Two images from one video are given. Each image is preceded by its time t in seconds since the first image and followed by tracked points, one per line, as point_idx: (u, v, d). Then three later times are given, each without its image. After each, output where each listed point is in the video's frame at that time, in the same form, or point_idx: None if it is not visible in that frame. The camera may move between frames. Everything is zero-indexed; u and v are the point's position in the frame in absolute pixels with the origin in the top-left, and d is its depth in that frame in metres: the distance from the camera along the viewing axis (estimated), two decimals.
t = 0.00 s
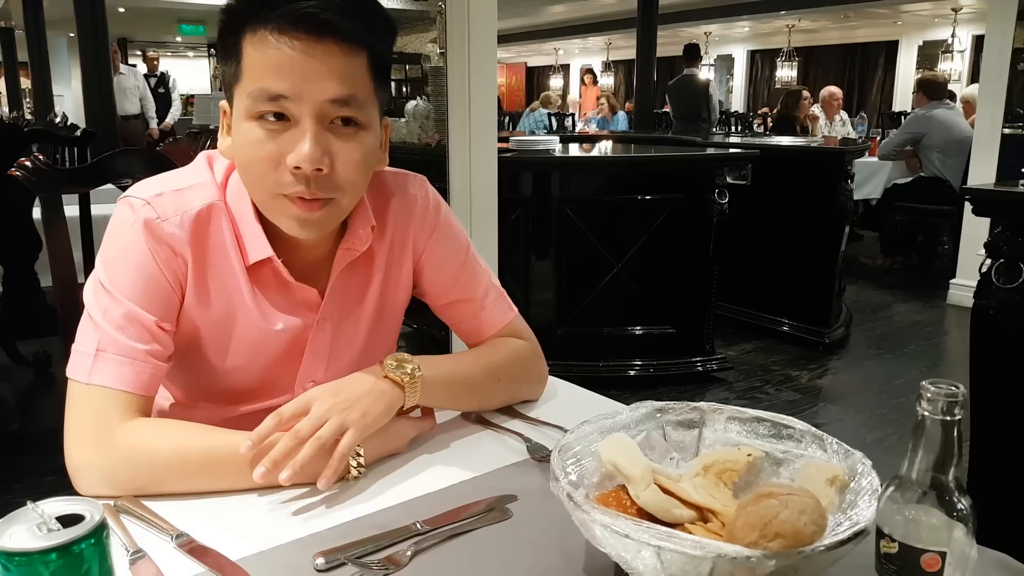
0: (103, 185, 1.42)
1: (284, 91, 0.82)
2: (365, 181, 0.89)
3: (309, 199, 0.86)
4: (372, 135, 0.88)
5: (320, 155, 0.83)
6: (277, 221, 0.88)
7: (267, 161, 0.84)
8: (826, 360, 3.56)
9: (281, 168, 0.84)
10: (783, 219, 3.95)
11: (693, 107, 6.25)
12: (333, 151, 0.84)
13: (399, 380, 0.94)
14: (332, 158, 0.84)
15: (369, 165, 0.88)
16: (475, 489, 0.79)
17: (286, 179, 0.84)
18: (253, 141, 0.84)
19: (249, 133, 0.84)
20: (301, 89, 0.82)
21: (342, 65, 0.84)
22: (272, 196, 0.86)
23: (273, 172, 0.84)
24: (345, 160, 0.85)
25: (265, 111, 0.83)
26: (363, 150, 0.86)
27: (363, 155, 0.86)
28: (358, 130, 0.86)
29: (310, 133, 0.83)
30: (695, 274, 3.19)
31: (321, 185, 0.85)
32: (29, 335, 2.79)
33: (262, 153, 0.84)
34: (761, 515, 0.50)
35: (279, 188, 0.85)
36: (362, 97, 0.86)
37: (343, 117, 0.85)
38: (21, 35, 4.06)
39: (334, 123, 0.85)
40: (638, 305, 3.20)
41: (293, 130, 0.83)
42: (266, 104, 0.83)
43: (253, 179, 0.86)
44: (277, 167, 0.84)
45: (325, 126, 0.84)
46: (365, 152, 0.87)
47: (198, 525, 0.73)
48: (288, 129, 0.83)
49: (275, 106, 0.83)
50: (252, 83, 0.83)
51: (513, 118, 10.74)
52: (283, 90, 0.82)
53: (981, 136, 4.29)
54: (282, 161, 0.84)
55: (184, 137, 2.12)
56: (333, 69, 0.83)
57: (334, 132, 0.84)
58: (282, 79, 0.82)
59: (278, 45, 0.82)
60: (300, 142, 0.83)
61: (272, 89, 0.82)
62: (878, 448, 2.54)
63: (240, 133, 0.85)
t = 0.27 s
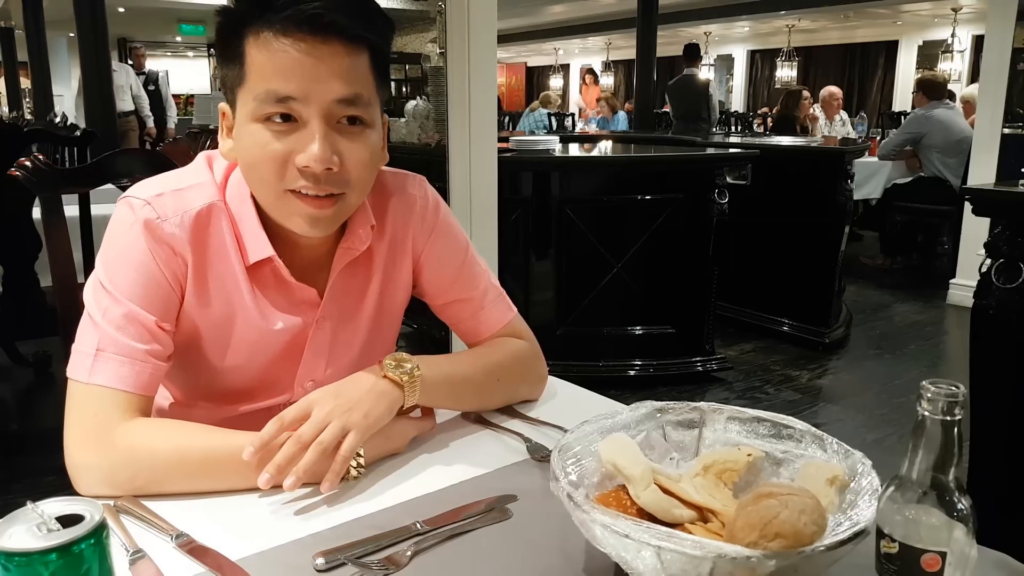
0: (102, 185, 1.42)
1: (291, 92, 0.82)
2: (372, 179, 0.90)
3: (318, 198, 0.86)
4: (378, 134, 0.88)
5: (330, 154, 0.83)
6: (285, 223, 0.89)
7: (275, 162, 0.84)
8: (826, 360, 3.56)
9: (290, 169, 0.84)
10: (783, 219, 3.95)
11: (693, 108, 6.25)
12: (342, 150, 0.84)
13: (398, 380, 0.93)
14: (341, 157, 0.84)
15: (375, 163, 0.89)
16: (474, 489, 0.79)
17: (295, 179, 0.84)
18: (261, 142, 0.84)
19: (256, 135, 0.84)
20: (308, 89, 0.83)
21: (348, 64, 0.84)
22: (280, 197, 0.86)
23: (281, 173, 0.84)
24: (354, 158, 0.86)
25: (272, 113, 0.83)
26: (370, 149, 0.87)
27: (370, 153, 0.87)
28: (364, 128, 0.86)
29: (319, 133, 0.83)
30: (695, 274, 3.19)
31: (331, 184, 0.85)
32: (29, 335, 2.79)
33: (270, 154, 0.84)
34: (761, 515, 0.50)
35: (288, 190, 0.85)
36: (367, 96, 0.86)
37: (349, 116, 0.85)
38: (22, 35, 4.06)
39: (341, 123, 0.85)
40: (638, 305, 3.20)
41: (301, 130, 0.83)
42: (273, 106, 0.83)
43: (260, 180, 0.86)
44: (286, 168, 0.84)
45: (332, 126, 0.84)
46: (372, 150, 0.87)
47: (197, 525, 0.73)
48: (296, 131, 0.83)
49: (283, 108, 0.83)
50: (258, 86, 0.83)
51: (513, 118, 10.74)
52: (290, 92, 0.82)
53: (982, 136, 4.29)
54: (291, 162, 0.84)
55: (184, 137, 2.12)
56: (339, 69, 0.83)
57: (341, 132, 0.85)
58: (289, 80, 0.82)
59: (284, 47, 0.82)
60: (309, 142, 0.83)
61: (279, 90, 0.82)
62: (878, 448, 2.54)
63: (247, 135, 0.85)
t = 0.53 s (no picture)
0: (102, 185, 1.42)
1: (292, 95, 0.82)
2: (372, 181, 0.90)
3: (317, 200, 0.86)
4: (378, 137, 0.88)
5: (330, 158, 0.83)
6: (285, 224, 0.89)
7: (275, 165, 0.84)
8: (826, 359, 3.56)
9: (290, 171, 0.84)
10: (783, 219, 3.95)
11: (692, 107, 6.26)
12: (342, 154, 0.84)
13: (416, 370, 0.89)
14: (341, 160, 0.84)
15: (376, 165, 0.89)
16: (474, 489, 0.79)
17: (295, 182, 0.85)
18: (261, 145, 0.84)
19: (256, 138, 0.84)
20: (309, 93, 0.83)
21: (349, 67, 0.84)
22: (280, 199, 0.86)
23: (282, 175, 0.84)
24: (354, 162, 0.86)
25: (273, 115, 0.83)
26: (370, 152, 0.87)
27: (370, 156, 0.87)
28: (364, 131, 0.86)
29: (319, 137, 0.83)
30: (695, 274, 3.19)
31: (330, 187, 0.85)
32: (29, 335, 2.79)
33: (270, 157, 0.84)
34: (761, 515, 0.50)
35: (288, 192, 0.85)
36: (369, 98, 0.86)
37: (349, 118, 0.85)
38: (21, 35, 4.06)
39: (341, 126, 0.85)
40: (637, 305, 3.20)
41: (302, 133, 0.83)
42: (273, 108, 0.83)
43: (260, 182, 0.86)
44: (286, 171, 0.84)
45: (332, 129, 0.84)
46: (372, 153, 0.87)
47: (197, 525, 0.73)
48: (296, 134, 0.84)
49: (283, 111, 0.83)
50: (259, 88, 0.83)
51: (513, 118, 10.74)
52: (291, 95, 0.82)
53: (982, 136, 4.29)
54: (291, 164, 0.84)
55: (184, 137, 2.13)
56: (340, 73, 0.83)
57: (342, 136, 0.85)
58: (290, 83, 0.82)
59: (285, 50, 0.82)
60: (309, 146, 0.83)
61: (280, 93, 0.82)
62: (878, 447, 2.54)
63: (247, 137, 0.85)
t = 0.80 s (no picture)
0: (102, 185, 1.42)
1: (290, 98, 0.82)
2: (371, 183, 0.90)
3: (315, 203, 0.86)
4: (377, 139, 0.88)
5: (328, 162, 0.83)
6: (284, 225, 0.89)
7: (274, 168, 0.84)
8: (825, 360, 3.56)
9: (288, 174, 0.84)
10: (783, 219, 3.95)
11: (692, 107, 6.25)
12: (339, 157, 0.85)
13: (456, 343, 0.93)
14: (339, 164, 0.85)
15: (374, 167, 0.89)
16: (475, 488, 0.79)
17: (293, 185, 0.85)
18: (260, 148, 0.84)
19: (254, 140, 0.84)
20: (307, 96, 0.83)
21: (347, 70, 0.84)
22: (278, 201, 0.86)
23: (280, 178, 0.85)
24: (352, 165, 0.86)
25: (270, 118, 0.83)
26: (368, 154, 0.87)
27: (369, 159, 0.87)
28: (362, 134, 0.86)
29: (317, 140, 0.83)
30: (695, 274, 3.19)
31: (329, 190, 0.86)
32: (28, 335, 2.78)
33: (268, 160, 0.84)
34: (761, 515, 0.50)
35: (286, 195, 0.85)
36: (367, 101, 0.86)
37: (347, 121, 0.85)
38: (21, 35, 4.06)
39: (339, 128, 0.85)
40: (637, 305, 3.20)
41: (300, 136, 0.84)
42: (271, 111, 0.83)
43: (259, 184, 0.86)
44: (284, 173, 0.84)
45: (330, 132, 0.84)
46: (370, 155, 0.87)
47: (196, 525, 0.73)
48: (294, 137, 0.84)
49: (281, 114, 0.83)
50: (257, 91, 0.83)
51: (513, 118, 10.74)
52: (288, 98, 0.82)
53: (982, 136, 4.29)
54: (290, 167, 0.84)
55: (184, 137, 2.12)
56: (338, 76, 0.83)
57: (340, 138, 0.85)
58: (288, 86, 0.82)
59: (283, 52, 0.82)
60: (307, 149, 0.83)
61: (277, 96, 0.82)
62: (878, 448, 2.54)
63: (245, 139, 0.85)
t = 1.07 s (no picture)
0: (102, 185, 1.42)
1: (283, 97, 0.82)
2: (366, 182, 0.90)
3: (310, 203, 0.86)
4: (372, 138, 0.88)
5: (321, 160, 0.83)
6: (280, 224, 0.89)
7: (268, 166, 0.84)
8: (826, 359, 3.57)
9: (282, 172, 0.84)
10: (782, 219, 3.95)
11: (692, 107, 6.25)
12: (333, 155, 0.84)
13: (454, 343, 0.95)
14: (332, 162, 0.84)
15: (370, 166, 0.89)
16: (473, 489, 0.79)
17: (288, 184, 0.85)
18: (254, 147, 0.84)
19: (249, 139, 0.84)
20: (301, 94, 0.83)
21: (341, 68, 0.84)
22: (273, 200, 0.86)
23: (274, 177, 0.84)
24: (345, 163, 0.86)
25: (265, 116, 0.83)
26: (364, 153, 0.87)
27: (364, 157, 0.87)
28: (357, 133, 0.86)
29: (310, 138, 0.83)
30: (695, 273, 3.19)
31: (323, 189, 0.85)
32: (28, 336, 2.78)
33: (263, 159, 0.84)
34: (761, 515, 0.50)
35: (281, 193, 0.85)
36: (361, 99, 0.86)
37: (341, 119, 0.85)
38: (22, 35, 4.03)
39: (333, 127, 0.85)
40: (637, 305, 3.20)
41: (293, 135, 0.83)
42: (265, 110, 0.83)
43: (255, 183, 0.86)
44: (278, 172, 0.84)
45: (324, 131, 0.84)
46: (365, 154, 0.87)
47: (197, 525, 0.73)
48: (287, 135, 0.84)
49: (275, 112, 0.83)
50: (252, 89, 0.83)
51: (513, 118, 10.73)
52: (282, 96, 0.82)
53: (981, 136, 4.29)
54: (284, 166, 0.84)
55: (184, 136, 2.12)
56: (332, 74, 0.83)
57: (334, 137, 0.85)
58: (282, 85, 0.82)
59: (277, 50, 0.82)
60: (301, 147, 0.83)
61: (271, 95, 0.82)
62: (878, 447, 2.55)
63: (240, 139, 0.85)
